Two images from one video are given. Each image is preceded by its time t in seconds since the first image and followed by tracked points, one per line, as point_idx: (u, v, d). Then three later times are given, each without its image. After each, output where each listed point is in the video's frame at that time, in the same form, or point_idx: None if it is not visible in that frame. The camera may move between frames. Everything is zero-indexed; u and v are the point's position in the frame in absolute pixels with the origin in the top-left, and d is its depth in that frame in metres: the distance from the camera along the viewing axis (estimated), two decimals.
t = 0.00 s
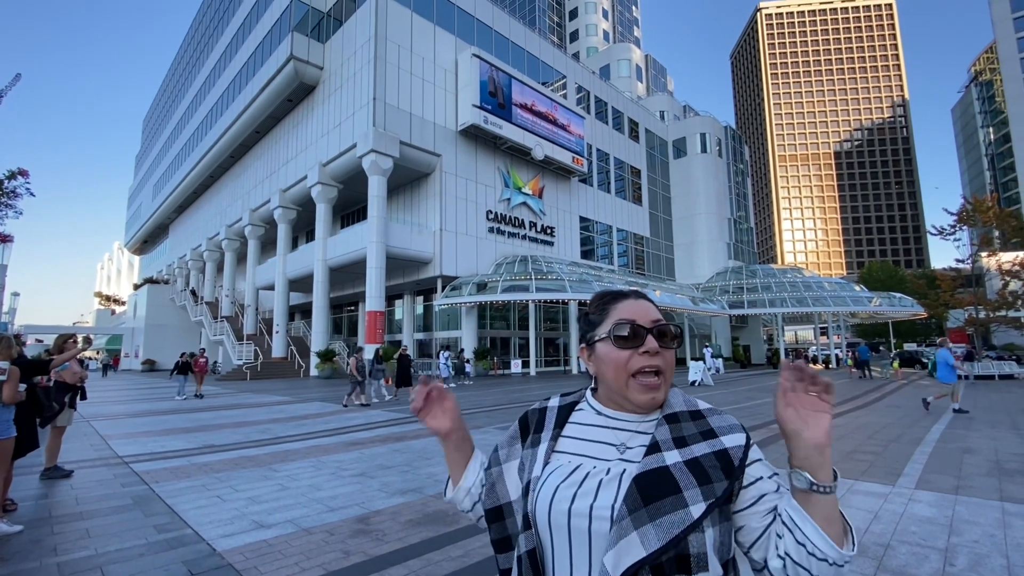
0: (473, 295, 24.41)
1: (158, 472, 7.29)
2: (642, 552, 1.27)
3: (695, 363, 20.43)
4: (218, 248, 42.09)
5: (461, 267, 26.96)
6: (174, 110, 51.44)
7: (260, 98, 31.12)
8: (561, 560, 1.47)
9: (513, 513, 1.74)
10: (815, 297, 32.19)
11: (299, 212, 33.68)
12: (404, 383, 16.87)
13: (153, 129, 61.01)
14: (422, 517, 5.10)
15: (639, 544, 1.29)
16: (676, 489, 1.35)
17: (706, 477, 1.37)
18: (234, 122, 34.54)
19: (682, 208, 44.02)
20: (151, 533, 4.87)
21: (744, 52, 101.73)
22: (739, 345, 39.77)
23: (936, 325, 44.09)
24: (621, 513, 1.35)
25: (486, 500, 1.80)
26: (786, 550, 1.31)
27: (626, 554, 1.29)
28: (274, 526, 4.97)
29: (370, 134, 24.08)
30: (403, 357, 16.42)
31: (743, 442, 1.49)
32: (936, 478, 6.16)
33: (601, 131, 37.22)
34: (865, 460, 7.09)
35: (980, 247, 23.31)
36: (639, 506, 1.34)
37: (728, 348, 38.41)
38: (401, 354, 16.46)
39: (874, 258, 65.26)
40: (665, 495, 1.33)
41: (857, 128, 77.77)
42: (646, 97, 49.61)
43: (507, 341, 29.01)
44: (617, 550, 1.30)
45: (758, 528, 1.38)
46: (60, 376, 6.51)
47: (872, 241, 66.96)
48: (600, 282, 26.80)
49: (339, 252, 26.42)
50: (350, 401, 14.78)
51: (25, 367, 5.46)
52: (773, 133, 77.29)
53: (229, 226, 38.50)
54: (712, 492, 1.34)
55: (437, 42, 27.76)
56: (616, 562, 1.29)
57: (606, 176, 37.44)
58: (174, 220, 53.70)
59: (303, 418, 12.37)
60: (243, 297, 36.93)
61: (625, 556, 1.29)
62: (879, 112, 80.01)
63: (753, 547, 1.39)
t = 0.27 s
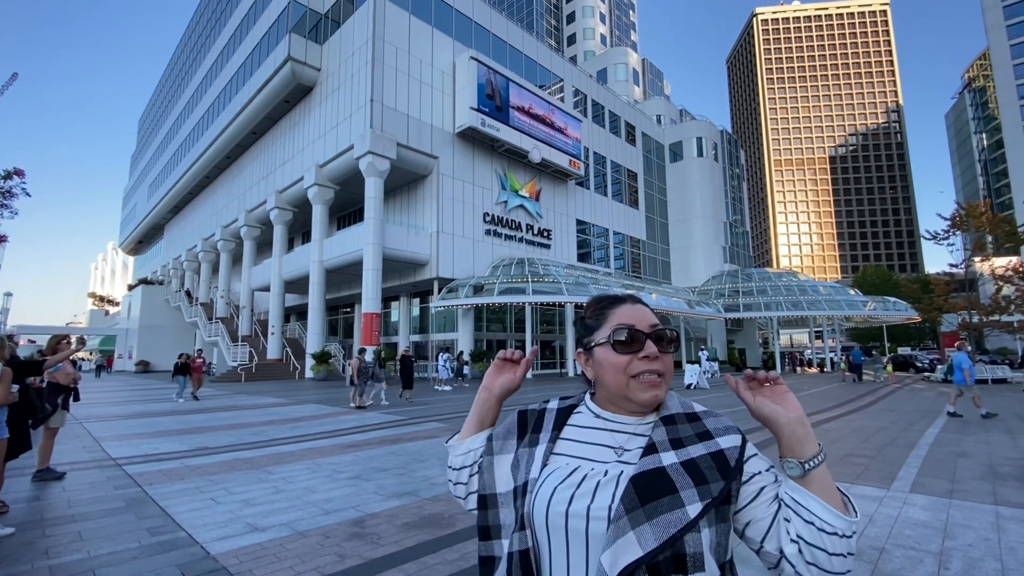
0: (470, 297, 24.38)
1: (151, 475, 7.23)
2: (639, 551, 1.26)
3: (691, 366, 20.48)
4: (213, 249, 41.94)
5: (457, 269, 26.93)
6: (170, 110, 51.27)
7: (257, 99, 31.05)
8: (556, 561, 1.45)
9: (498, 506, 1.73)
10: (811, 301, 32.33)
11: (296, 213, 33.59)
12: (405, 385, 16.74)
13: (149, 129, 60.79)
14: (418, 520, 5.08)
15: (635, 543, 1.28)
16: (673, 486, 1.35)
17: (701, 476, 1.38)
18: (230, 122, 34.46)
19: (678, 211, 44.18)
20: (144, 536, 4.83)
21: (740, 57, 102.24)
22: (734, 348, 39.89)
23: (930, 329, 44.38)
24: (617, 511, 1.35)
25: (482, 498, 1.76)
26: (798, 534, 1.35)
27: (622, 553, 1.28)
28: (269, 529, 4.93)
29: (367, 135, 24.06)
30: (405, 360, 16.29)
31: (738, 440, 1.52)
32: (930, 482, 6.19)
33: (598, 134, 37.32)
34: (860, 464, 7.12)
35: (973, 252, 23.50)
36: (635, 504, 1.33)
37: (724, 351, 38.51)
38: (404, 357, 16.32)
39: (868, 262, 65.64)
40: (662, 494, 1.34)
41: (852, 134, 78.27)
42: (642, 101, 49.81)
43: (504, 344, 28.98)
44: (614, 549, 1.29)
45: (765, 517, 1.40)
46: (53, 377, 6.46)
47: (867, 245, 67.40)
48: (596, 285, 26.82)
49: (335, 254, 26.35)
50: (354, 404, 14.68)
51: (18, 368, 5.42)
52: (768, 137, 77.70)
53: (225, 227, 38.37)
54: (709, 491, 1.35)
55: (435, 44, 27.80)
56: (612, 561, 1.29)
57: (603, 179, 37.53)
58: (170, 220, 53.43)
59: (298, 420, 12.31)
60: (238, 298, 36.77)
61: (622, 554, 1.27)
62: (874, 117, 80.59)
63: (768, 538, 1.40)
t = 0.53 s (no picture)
0: (466, 299, 24.40)
1: (145, 477, 7.18)
2: (631, 552, 1.27)
3: (686, 368, 20.54)
4: (209, 250, 41.81)
5: (454, 270, 26.92)
6: (167, 110, 51.08)
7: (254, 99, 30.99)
8: (551, 559, 1.47)
9: (495, 506, 1.75)
10: (806, 304, 32.47)
11: (292, 214, 33.52)
12: (406, 387, 16.55)
13: (145, 129, 60.53)
14: (414, 523, 5.07)
15: (629, 543, 1.29)
16: (666, 485, 1.36)
17: (693, 475, 1.38)
18: (227, 123, 34.34)
19: (674, 214, 44.28)
20: (138, 538, 4.81)
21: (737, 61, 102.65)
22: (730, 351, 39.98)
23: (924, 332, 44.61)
24: (610, 512, 1.36)
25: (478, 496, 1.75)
26: (800, 509, 1.37)
27: (616, 554, 1.29)
28: (264, 531, 4.91)
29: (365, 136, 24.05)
30: (407, 364, 16.02)
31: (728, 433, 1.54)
32: (924, 485, 6.21)
33: (595, 137, 37.41)
34: (855, 467, 7.14)
35: (967, 256, 23.67)
36: (628, 505, 1.34)
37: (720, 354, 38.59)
38: (405, 360, 16.06)
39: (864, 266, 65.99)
40: (654, 494, 1.35)
41: (847, 138, 78.73)
42: (639, 104, 49.97)
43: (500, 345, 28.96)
44: (608, 548, 1.30)
45: (765, 502, 1.42)
46: (46, 378, 6.42)
47: (861, 249, 67.77)
48: (593, 287, 26.85)
49: (331, 255, 26.30)
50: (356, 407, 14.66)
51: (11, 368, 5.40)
52: (765, 141, 78.03)
53: (221, 228, 38.25)
54: (700, 489, 1.36)
55: (433, 46, 27.82)
56: (606, 561, 1.30)
57: (600, 182, 37.61)
58: (165, 220, 53.21)
59: (293, 422, 12.25)
60: (234, 299, 36.62)
61: (615, 555, 1.29)
62: (869, 122, 81.11)
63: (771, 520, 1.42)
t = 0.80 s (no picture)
0: (464, 300, 24.39)
1: (140, 477, 7.16)
2: (621, 556, 1.25)
3: (683, 370, 20.58)
4: (206, 250, 41.69)
5: (452, 271, 26.91)
6: (164, 109, 50.96)
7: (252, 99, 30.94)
8: (543, 561, 1.47)
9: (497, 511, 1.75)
10: (803, 306, 32.58)
11: (290, 214, 33.46)
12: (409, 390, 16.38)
13: (141, 128, 60.36)
14: (411, 524, 5.06)
15: (619, 547, 1.27)
16: (658, 490, 1.34)
17: (686, 482, 1.35)
18: (225, 122, 34.28)
19: (672, 216, 44.40)
20: (133, 539, 4.79)
21: (734, 64, 103.01)
22: (727, 353, 40.08)
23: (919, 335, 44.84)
24: (601, 515, 1.35)
25: (480, 499, 1.79)
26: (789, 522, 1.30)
27: (607, 558, 1.27)
28: (260, 532, 4.90)
29: (362, 137, 24.04)
30: (410, 367, 15.81)
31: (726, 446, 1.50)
32: (919, 487, 6.24)
33: (593, 139, 37.48)
34: (850, 469, 7.17)
35: (962, 260, 23.81)
36: (618, 509, 1.33)
37: (717, 356, 38.70)
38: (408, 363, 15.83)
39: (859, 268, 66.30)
40: (644, 498, 1.33)
41: (844, 141, 79.05)
42: (637, 106, 50.08)
43: (497, 347, 28.96)
44: (597, 552, 1.29)
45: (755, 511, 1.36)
46: (41, 378, 6.39)
47: (858, 252, 68.07)
48: (591, 289, 26.87)
49: (329, 255, 26.26)
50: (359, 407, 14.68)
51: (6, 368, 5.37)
52: (762, 144, 78.32)
53: (218, 227, 38.15)
54: (694, 496, 1.32)
55: (431, 47, 27.84)
56: (596, 564, 1.28)
57: (598, 184, 37.68)
58: (162, 220, 53.06)
59: (289, 422, 12.21)
60: (231, 299, 36.53)
61: (603, 559, 1.27)
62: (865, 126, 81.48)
63: (739, 534, 1.34)
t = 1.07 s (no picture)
0: (462, 300, 24.38)
1: (136, 477, 7.13)
2: (611, 560, 1.25)
3: (681, 371, 20.60)
4: (203, 249, 41.57)
5: (450, 271, 26.89)
6: (161, 108, 50.80)
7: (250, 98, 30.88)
8: (537, 565, 1.47)
9: (497, 512, 1.77)
10: (800, 308, 32.63)
11: (288, 214, 33.39)
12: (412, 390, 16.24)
13: (139, 126, 60.20)
14: (407, 525, 5.05)
15: (608, 551, 1.27)
16: (650, 497, 1.32)
17: (681, 488, 1.33)
18: (223, 121, 34.24)
19: (670, 217, 44.46)
20: (128, 539, 4.76)
21: (732, 65, 103.24)
22: (724, 354, 40.12)
23: (916, 337, 44.96)
24: (592, 520, 1.34)
25: (487, 499, 1.83)
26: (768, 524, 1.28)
27: (596, 562, 1.27)
28: (256, 533, 4.89)
29: (360, 137, 24.00)
30: (413, 368, 15.63)
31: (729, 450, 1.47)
32: (915, 489, 6.25)
33: (591, 140, 37.50)
34: (848, 471, 7.17)
35: (959, 262, 23.89)
36: (610, 514, 1.32)
37: (714, 357, 38.75)
38: (412, 364, 15.64)
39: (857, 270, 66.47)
40: (638, 505, 1.31)
41: (842, 143, 79.25)
42: (636, 107, 50.10)
43: (495, 347, 28.95)
44: (586, 558, 1.29)
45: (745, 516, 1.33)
46: (37, 377, 6.36)
47: (855, 254, 68.25)
48: (589, 290, 26.87)
49: (327, 255, 26.21)
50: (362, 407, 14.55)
51: None
52: (760, 145, 78.46)
53: (216, 227, 38.03)
54: (688, 503, 1.29)
55: (430, 47, 27.82)
56: (584, 568, 1.28)
57: (596, 184, 37.70)
58: (159, 219, 52.90)
59: (286, 422, 12.17)
60: (228, 299, 36.43)
61: (593, 564, 1.27)
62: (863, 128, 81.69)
63: (723, 542, 1.33)
